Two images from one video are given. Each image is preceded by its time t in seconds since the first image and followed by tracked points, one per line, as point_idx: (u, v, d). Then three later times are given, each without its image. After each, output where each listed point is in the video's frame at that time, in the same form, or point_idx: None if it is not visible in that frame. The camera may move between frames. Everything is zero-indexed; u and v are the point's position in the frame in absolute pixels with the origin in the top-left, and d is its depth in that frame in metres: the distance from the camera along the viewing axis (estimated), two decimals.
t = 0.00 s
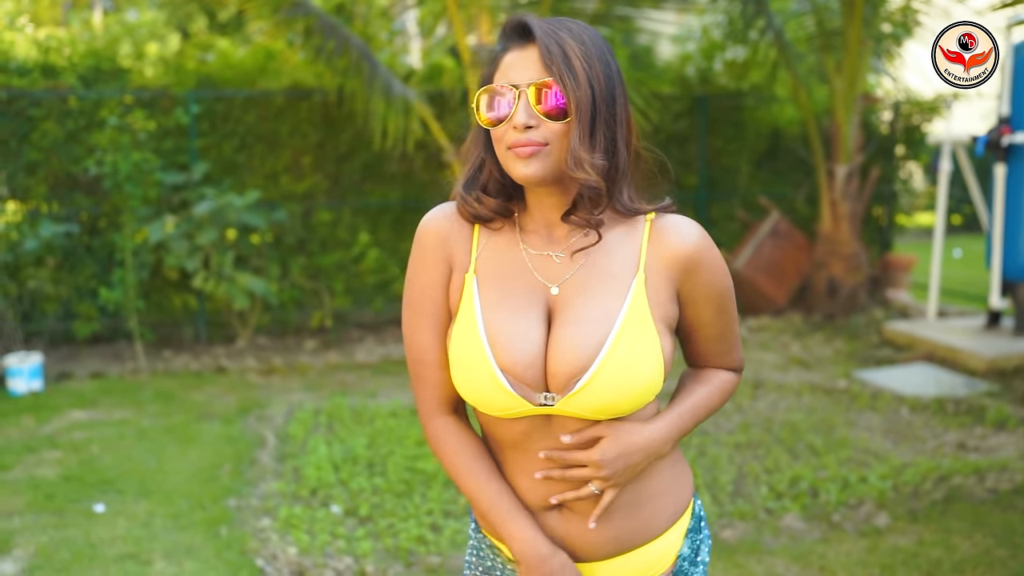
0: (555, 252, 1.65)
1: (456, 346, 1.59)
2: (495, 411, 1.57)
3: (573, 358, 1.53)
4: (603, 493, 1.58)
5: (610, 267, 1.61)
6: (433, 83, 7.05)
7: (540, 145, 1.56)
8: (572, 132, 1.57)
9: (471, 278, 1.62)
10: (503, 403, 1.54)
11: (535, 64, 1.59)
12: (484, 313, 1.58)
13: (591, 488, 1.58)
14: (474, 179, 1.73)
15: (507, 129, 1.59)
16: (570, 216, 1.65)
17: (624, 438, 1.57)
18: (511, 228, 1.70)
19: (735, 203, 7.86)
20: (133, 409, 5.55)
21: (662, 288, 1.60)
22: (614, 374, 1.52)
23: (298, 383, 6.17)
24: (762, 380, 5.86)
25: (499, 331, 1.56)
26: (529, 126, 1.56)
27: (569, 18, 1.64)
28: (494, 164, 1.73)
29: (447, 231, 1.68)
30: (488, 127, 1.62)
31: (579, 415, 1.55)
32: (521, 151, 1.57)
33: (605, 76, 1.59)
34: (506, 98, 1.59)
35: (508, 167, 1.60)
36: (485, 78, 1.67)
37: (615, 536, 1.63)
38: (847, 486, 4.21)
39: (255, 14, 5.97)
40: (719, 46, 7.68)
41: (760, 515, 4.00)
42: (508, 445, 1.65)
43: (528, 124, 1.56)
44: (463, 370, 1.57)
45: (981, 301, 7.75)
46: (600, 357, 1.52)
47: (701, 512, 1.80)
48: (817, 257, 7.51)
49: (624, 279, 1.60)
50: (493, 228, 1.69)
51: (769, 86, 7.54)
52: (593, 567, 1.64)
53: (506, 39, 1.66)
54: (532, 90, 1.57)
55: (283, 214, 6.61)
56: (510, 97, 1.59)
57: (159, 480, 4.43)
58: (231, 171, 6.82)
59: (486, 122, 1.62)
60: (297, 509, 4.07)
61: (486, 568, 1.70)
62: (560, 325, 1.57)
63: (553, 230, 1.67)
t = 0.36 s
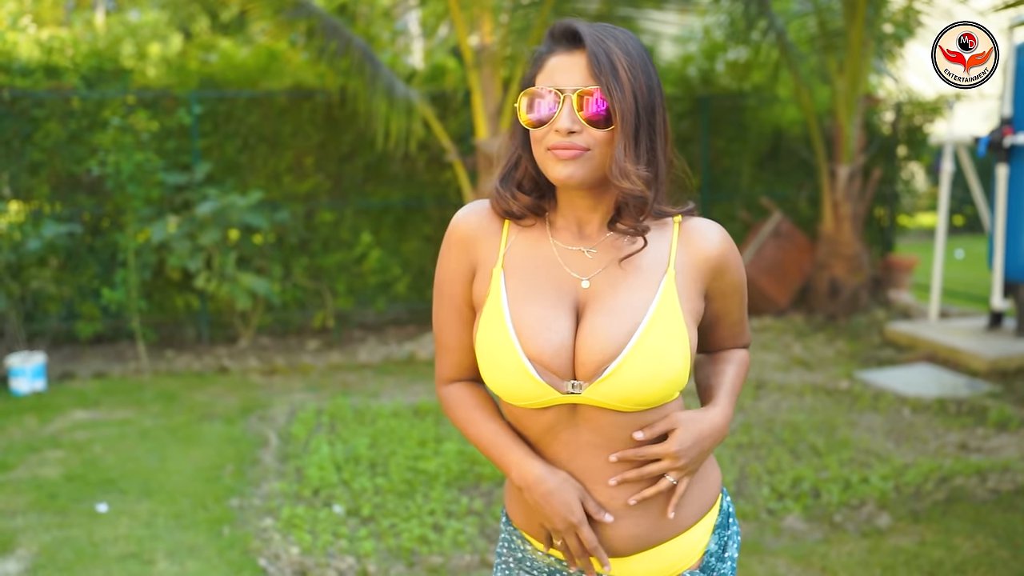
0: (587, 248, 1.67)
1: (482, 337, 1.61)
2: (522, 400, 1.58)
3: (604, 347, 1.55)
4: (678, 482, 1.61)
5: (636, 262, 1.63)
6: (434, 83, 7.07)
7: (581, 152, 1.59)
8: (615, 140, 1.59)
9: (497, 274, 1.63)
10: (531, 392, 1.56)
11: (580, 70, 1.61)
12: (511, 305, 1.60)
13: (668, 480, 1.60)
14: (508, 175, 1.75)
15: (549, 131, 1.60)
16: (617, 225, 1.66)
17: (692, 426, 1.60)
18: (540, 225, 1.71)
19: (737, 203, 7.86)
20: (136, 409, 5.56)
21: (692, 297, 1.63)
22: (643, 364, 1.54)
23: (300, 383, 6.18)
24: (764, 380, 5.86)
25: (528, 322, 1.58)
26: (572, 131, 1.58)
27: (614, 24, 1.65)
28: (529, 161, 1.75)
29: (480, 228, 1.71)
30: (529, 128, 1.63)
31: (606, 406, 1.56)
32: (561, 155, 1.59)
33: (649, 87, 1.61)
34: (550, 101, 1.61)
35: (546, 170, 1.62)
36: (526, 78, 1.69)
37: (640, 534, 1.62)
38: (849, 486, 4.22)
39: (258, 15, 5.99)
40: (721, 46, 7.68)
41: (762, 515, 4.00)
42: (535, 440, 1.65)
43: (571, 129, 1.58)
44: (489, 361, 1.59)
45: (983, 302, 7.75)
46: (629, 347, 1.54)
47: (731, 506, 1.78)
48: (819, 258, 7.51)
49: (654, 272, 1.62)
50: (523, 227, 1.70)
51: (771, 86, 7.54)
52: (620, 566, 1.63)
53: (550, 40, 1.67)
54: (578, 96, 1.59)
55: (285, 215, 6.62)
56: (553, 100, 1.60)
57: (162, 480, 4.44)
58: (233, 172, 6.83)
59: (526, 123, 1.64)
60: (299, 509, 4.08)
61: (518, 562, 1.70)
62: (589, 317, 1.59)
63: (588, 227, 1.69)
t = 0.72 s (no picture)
0: (607, 239, 1.75)
1: (500, 318, 1.68)
2: (537, 381, 1.65)
3: (622, 334, 1.63)
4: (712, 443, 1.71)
5: (651, 257, 1.72)
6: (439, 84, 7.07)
7: (605, 146, 1.67)
8: (642, 139, 1.68)
9: (518, 259, 1.71)
10: (548, 373, 1.63)
11: (609, 70, 1.69)
12: (531, 290, 1.68)
13: (703, 442, 1.69)
14: (534, 168, 1.84)
15: (575, 128, 1.68)
16: (656, 223, 1.74)
17: (724, 392, 1.71)
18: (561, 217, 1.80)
19: (742, 204, 7.85)
20: (142, 409, 5.58)
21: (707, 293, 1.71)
22: (659, 352, 1.61)
23: (306, 383, 6.20)
24: (768, 380, 5.86)
25: (548, 306, 1.66)
26: (598, 129, 1.66)
27: (643, 27, 1.74)
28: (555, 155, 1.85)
29: (504, 217, 1.81)
30: (556, 123, 1.71)
31: (619, 392, 1.63)
32: (586, 149, 1.68)
33: (675, 88, 1.70)
34: (578, 99, 1.69)
35: (571, 164, 1.70)
36: (555, 75, 1.78)
37: (642, 521, 1.70)
38: (853, 486, 4.22)
39: (263, 16, 6.01)
40: (725, 47, 7.68)
41: (766, 515, 4.01)
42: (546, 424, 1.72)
43: (597, 127, 1.66)
44: (507, 343, 1.66)
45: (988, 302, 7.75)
46: (646, 334, 1.62)
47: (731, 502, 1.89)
48: (824, 258, 7.52)
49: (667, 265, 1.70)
50: (545, 215, 1.80)
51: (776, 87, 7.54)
52: (622, 551, 1.71)
53: (581, 41, 1.76)
54: (605, 95, 1.67)
55: (291, 215, 6.64)
56: (581, 99, 1.69)
57: (168, 480, 4.46)
58: (238, 173, 6.85)
59: (553, 118, 1.72)
60: (305, 509, 4.09)
61: (523, 548, 1.77)
62: (609, 306, 1.67)
63: (607, 219, 1.77)
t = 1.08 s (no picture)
0: (602, 228, 1.84)
1: (498, 297, 1.76)
2: (531, 361, 1.73)
3: (618, 317, 1.73)
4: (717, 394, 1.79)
5: (641, 246, 1.81)
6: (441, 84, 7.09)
7: (603, 139, 1.75)
8: (639, 135, 1.76)
9: (517, 243, 1.80)
10: (543, 353, 1.72)
11: (607, 69, 1.77)
12: (528, 270, 1.76)
13: (709, 393, 1.78)
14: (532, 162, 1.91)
15: (574, 124, 1.76)
16: (657, 216, 1.83)
17: (731, 347, 1.79)
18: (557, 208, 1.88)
19: (744, 203, 7.86)
20: (145, 408, 5.60)
21: (698, 282, 1.80)
22: (652, 334, 1.70)
23: (308, 382, 6.21)
24: (770, 379, 5.86)
25: (545, 287, 1.75)
26: (596, 125, 1.74)
27: (638, 27, 1.82)
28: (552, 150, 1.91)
29: (503, 205, 1.90)
30: (555, 120, 1.79)
31: (612, 375, 1.73)
32: (585, 144, 1.76)
33: (669, 85, 1.78)
34: (577, 97, 1.77)
35: (570, 159, 1.78)
36: (552, 73, 1.85)
37: (627, 509, 1.80)
38: (854, 485, 4.23)
39: (265, 16, 6.02)
40: (727, 46, 7.66)
41: (767, 514, 4.01)
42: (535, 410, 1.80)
43: (595, 123, 1.74)
44: (505, 323, 1.74)
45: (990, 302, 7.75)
46: (641, 318, 1.71)
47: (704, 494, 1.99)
48: (826, 258, 7.52)
49: (657, 253, 1.80)
50: (542, 206, 1.88)
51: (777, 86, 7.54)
52: (605, 538, 1.80)
53: (578, 39, 1.83)
54: (602, 93, 1.75)
55: (293, 215, 6.65)
56: (580, 96, 1.76)
57: (171, 478, 4.47)
58: (241, 172, 6.87)
59: (552, 115, 1.80)
60: (307, 507, 4.10)
61: (503, 540, 1.84)
62: (605, 292, 1.77)
63: (600, 211, 1.86)
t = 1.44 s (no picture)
0: (573, 226, 1.97)
1: (471, 294, 1.89)
2: (500, 352, 1.85)
3: (583, 313, 1.84)
4: (712, 313, 1.72)
5: (609, 244, 1.94)
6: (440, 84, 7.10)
7: (581, 138, 1.87)
8: (614, 135, 1.88)
9: (491, 242, 1.93)
10: (511, 344, 1.83)
11: (583, 71, 1.89)
12: (501, 268, 1.89)
13: (701, 308, 1.72)
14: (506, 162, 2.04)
15: (552, 124, 1.88)
16: (623, 211, 1.97)
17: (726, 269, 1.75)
18: (531, 207, 2.02)
19: (742, 204, 7.87)
20: (142, 408, 5.60)
21: (666, 280, 1.89)
22: (613, 331, 1.82)
23: (306, 382, 6.22)
24: (768, 380, 5.86)
25: (515, 283, 1.87)
26: (574, 126, 1.86)
27: (611, 29, 1.93)
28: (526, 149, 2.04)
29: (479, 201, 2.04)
30: (534, 120, 1.90)
31: (576, 366, 1.83)
32: (563, 143, 1.88)
33: (639, 85, 1.89)
34: (554, 97, 1.88)
35: (548, 157, 1.90)
36: (527, 74, 1.97)
37: (587, 496, 1.88)
38: (851, 486, 4.23)
39: (263, 17, 6.02)
40: (725, 47, 7.67)
41: (765, 514, 4.02)
42: (504, 397, 1.90)
43: (573, 124, 1.86)
44: (478, 316, 1.86)
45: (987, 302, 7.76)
46: (604, 315, 1.83)
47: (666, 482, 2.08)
48: (824, 258, 7.54)
49: (624, 250, 1.91)
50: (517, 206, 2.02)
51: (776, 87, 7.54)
52: (564, 521, 1.89)
53: (554, 42, 1.94)
54: (578, 94, 1.86)
55: (292, 215, 6.66)
56: (558, 97, 1.88)
57: (169, 477, 4.47)
58: (239, 172, 6.87)
59: (529, 115, 1.91)
60: (304, 507, 4.10)
61: (467, 515, 1.94)
62: (572, 288, 1.89)
63: (573, 208, 1.99)
